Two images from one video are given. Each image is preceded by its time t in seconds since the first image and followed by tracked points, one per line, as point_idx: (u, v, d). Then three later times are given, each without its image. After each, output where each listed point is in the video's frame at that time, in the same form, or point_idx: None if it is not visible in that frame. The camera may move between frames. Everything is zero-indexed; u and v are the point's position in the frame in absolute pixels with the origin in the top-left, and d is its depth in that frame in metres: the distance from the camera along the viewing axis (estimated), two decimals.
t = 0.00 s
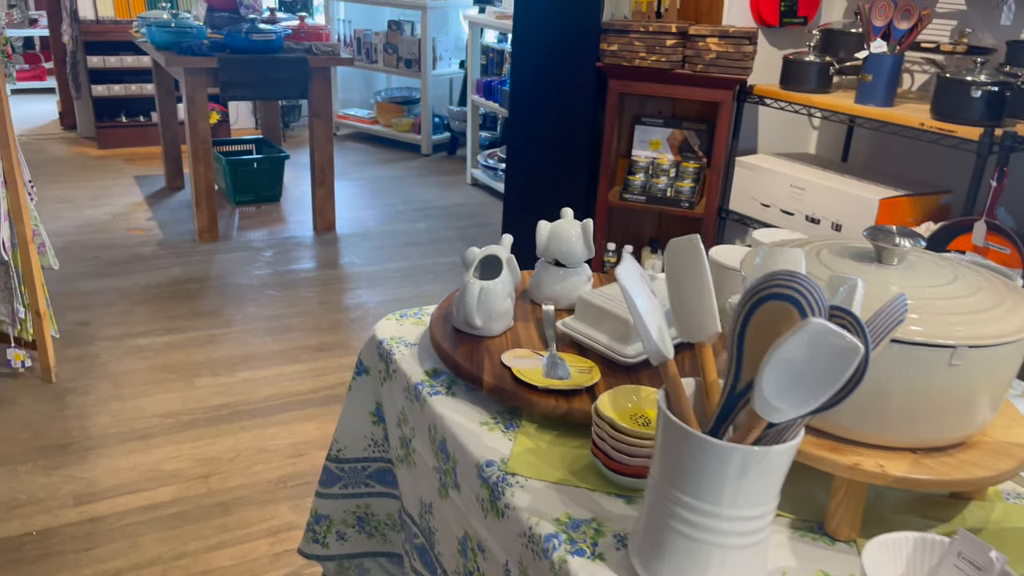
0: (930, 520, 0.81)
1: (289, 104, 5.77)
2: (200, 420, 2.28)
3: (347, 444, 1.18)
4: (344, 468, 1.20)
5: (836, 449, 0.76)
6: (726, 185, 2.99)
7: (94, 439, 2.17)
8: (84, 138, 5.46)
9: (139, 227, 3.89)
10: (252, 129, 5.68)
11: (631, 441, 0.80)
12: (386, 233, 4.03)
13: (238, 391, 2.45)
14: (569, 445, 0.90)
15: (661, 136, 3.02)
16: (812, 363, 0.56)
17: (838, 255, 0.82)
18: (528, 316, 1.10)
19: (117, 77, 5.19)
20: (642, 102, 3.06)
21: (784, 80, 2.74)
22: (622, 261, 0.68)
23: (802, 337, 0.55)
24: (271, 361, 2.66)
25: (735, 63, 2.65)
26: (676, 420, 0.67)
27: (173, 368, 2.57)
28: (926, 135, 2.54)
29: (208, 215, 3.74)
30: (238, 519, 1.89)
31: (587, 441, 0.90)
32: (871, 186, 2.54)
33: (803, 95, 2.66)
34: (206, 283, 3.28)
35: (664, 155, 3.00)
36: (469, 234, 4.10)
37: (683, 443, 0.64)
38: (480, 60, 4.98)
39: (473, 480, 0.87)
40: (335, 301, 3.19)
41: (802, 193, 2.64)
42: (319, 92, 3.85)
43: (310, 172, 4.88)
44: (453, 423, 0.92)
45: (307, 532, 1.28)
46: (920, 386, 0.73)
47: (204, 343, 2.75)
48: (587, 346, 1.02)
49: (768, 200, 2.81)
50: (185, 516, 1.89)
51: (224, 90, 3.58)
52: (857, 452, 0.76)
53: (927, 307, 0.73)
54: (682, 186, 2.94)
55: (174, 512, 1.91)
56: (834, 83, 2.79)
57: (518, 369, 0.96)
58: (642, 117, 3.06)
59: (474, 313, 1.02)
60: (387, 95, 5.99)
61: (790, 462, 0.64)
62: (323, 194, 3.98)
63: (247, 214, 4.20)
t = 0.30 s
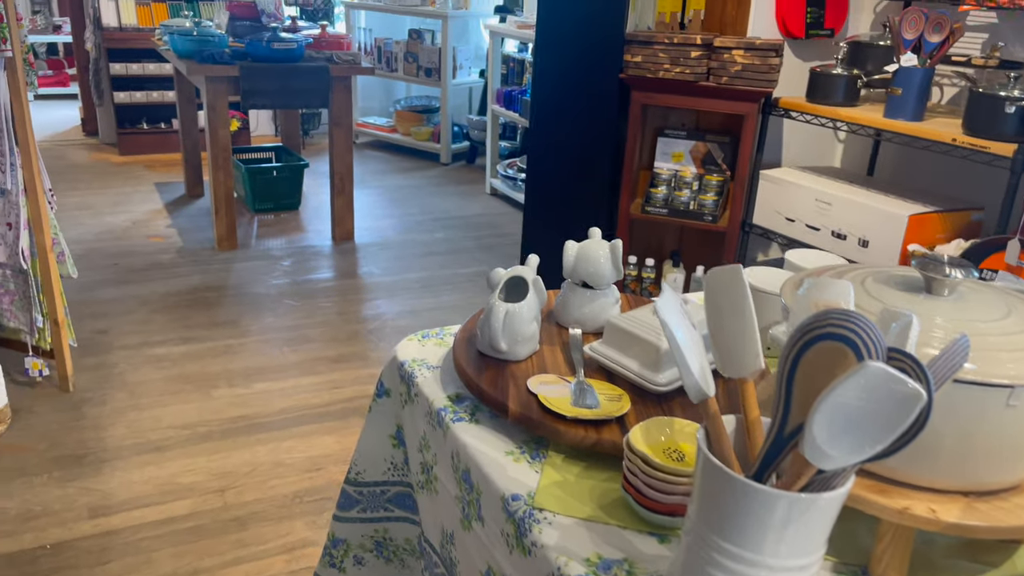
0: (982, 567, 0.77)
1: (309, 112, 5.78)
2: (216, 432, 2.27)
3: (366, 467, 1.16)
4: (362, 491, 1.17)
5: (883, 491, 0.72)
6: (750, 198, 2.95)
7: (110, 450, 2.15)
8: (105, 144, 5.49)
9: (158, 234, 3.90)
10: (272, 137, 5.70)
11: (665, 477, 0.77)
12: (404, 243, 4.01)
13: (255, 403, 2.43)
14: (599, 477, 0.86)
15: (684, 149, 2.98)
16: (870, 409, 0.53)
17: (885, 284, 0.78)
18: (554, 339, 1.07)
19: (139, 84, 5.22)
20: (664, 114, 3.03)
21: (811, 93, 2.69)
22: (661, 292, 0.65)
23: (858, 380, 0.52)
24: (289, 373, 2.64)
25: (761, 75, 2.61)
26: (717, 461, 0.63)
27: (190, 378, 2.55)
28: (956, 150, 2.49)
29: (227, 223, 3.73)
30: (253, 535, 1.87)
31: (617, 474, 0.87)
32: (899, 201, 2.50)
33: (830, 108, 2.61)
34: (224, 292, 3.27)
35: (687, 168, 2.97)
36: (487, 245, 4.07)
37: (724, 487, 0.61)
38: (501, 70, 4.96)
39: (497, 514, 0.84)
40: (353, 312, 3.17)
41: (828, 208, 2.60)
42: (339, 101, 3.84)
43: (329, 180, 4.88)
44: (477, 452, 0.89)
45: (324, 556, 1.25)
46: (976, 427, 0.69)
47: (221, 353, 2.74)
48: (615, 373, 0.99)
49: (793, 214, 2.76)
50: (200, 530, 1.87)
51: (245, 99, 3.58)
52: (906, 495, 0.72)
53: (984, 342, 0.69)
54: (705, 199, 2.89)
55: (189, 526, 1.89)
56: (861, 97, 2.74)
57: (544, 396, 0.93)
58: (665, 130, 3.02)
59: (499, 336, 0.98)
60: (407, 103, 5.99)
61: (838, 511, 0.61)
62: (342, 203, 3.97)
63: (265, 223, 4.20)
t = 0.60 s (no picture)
0: None
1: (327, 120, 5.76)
2: (230, 447, 2.23)
3: (385, 498, 1.11)
4: (380, 523, 1.13)
5: (944, 548, 0.67)
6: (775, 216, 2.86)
7: (123, 465, 2.12)
8: (125, 150, 5.50)
9: (176, 243, 3.88)
10: (291, 144, 5.69)
11: (707, 527, 0.71)
12: (422, 254, 3.98)
13: (271, 418, 2.40)
14: (633, 522, 0.81)
15: (708, 162, 2.94)
16: (950, 477, 0.47)
17: (945, 325, 0.73)
18: (585, 370, 1.01)
19: (159, 91, 5.23)
20: (689, 126, 2.98)
21: (840, 106, 2.63)
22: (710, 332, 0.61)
23: (938, 444, 0.46)
24: (305, 386, 2.60)
25: (790, 88, 2.55)
26: (770, 518, 0.58)
27: (205, 392, 2.52)
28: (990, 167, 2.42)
29: (245, 232, 3.71)
30: (268, 555, 1.83)
31: (653, 517, 0.81)
32: (930, 218, 2.43)
33: (860, 122, 2.54)
34: (240, 302, 3.24)
35: (711, 182, 2.92)
36: (506, 256, 4.03)
37: (778, 550, 0.55)
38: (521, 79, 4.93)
39: (526, 559, 0.79)
40: (370, 324, 3.13)
41: (857, 225, 2.53)
42: (359, 111, 3.82)
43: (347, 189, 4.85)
44: (504, 492, 0.84)
45: None
46: None
47: (236, 365, 2.71)
48: (651, 408, 0.93)
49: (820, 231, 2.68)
50: (213, 550, 1.83)
51: (264, 108, 3.55)
52: (971, 554, 0.66)
53: None
54: (730, 214, 2.83)
55: (202, 546, 1.85)
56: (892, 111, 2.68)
57: (576, 433, 0.88)
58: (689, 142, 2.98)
59: (527, 367, 0.93)
60: (426, 112, 5.96)
61: None
62: (360, 213, 3.94)
63: (283, 232, 4.17)
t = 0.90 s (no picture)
0: None
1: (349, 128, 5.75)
2: (249, 463, 2.19)
3: (414, 533, 1.06)
4: (409, 558, 1.08)
5: None
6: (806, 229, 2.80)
7: (141, 480, 2.09)
8: (147, 156, 5.50)
9: (197, 250, 3.87)
10: (312, 152, 5.68)
11: None
12: (444, 264, 3.94)
13: (290, 433, 2.36)
14: None
15: (739, 175, 2.86)
16: None
17: None
18: (626, 406, 0.95)
19: (182, 97, 5.23)
20: (718, 139, 2.93)
21: (876, 120, 2.55)
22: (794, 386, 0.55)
23: None
24: (325, 400, 2.56)
25: (825, 101, 2.48)
26: None
27: (225, 405, 2.49)
28: None
29: (267, 241, 3.68)
30: None
31: (706, 573, 0.75)
32: (968, 235, 2.35)
33: (898, 136, 2.47)
34: (260, 312, 3.21)
35: (741, 196, 2.84)
36: (529, 267, 3.97)
37: None
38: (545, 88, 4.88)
39: None
40: (391, 336, 3.09)
41: (893, 241, 2.46)
42: (382, 119, 3.79)
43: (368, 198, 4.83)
44: (544, 539, 0.79)
45: None
46: None
47: (256, 377, 2.68)
48: (700, 449, 0.87)
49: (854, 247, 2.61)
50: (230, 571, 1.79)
51: (286, 116, 3.51)
52: None
53: None
54: (761, 229, 2.76)
55: (219, 566, 1.80)
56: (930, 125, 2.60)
57: (622, 476, 0.82)
58: (719, 155, 2.92)
59: (569, 403, 0.87)
60: (448, 120, 5.93)
61: None
62: (382, 222, 3.91)
63: (305, 240, 4.15)
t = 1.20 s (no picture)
0: None
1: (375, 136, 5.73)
2: (276, 478, 2.16)
3: (455, 566, 1.01)
4: None
5: None
6: (845, 245, 2.70)
7: (167, 494, 2.06)
8: (174, 162, 5.51)
9: (223, 258, 3.85)
10: (338, 159, 5.66)
11: None
12: (471, 275, 3.89)
13: (317, 447, 2.32)
14: None
15: (775, 188, 2.79)
16: None
17: None
18: (684, 442, 0.90)
19: (209, 104, 5.23)
20: (754, 151, 2.87)
21: (919, 133, 2.48)
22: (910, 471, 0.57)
23: None
24: (352, 414, 2.52)
25: (866, 113, 2.42)
26: None
27: (251, 417, 2.46)
28: None
29: (293, 250, 3.66)
30: None
31: None
32: (1016, 254, 2.28)
33: (942, 150, 2.39)
34: (286, 322, 3.18)
35: (777, 209, 2.76)
36: (556, 279, 3.92)
37: None
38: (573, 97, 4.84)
39: None
40: (418, 348, 3.04)
41: (937, 258, 2.38)
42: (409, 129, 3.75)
43: (394, 207, 4.80)
44: None
45: None
46: None
47: (283, 389, 2.64)
48: (767, 490, 0.81)
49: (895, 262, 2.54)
50: None
51: (314, 124, 3.50)
52: None
53: None
54: (798, 244, 2.68)
55: None
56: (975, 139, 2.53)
57: (684, 519, 0.77)
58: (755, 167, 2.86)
59: (626, 440, 0.82)
60: (474, 129, 5.89)
61: None
62: (409, 232, 3.88)
63: (331, 249, 4.12)
